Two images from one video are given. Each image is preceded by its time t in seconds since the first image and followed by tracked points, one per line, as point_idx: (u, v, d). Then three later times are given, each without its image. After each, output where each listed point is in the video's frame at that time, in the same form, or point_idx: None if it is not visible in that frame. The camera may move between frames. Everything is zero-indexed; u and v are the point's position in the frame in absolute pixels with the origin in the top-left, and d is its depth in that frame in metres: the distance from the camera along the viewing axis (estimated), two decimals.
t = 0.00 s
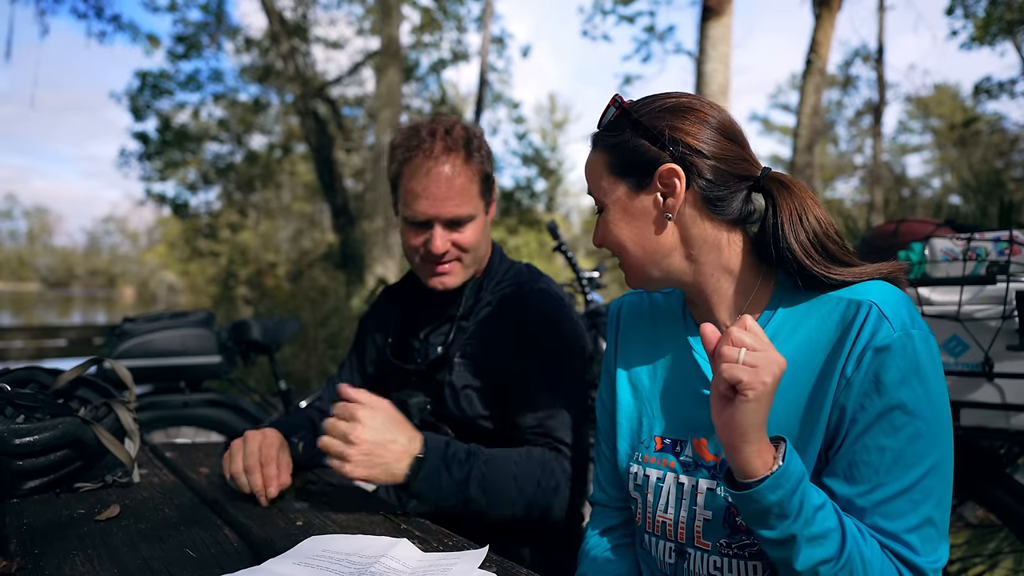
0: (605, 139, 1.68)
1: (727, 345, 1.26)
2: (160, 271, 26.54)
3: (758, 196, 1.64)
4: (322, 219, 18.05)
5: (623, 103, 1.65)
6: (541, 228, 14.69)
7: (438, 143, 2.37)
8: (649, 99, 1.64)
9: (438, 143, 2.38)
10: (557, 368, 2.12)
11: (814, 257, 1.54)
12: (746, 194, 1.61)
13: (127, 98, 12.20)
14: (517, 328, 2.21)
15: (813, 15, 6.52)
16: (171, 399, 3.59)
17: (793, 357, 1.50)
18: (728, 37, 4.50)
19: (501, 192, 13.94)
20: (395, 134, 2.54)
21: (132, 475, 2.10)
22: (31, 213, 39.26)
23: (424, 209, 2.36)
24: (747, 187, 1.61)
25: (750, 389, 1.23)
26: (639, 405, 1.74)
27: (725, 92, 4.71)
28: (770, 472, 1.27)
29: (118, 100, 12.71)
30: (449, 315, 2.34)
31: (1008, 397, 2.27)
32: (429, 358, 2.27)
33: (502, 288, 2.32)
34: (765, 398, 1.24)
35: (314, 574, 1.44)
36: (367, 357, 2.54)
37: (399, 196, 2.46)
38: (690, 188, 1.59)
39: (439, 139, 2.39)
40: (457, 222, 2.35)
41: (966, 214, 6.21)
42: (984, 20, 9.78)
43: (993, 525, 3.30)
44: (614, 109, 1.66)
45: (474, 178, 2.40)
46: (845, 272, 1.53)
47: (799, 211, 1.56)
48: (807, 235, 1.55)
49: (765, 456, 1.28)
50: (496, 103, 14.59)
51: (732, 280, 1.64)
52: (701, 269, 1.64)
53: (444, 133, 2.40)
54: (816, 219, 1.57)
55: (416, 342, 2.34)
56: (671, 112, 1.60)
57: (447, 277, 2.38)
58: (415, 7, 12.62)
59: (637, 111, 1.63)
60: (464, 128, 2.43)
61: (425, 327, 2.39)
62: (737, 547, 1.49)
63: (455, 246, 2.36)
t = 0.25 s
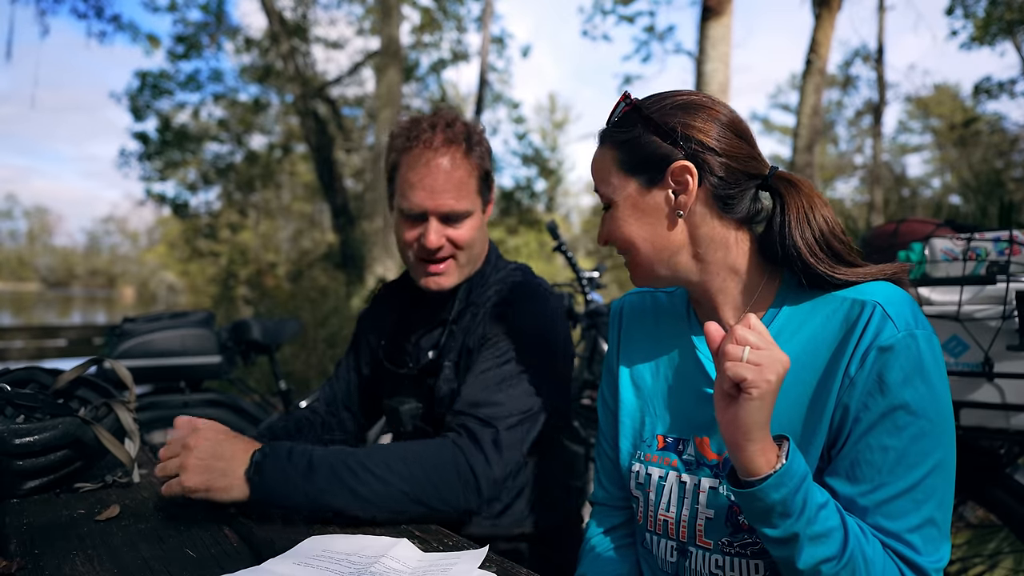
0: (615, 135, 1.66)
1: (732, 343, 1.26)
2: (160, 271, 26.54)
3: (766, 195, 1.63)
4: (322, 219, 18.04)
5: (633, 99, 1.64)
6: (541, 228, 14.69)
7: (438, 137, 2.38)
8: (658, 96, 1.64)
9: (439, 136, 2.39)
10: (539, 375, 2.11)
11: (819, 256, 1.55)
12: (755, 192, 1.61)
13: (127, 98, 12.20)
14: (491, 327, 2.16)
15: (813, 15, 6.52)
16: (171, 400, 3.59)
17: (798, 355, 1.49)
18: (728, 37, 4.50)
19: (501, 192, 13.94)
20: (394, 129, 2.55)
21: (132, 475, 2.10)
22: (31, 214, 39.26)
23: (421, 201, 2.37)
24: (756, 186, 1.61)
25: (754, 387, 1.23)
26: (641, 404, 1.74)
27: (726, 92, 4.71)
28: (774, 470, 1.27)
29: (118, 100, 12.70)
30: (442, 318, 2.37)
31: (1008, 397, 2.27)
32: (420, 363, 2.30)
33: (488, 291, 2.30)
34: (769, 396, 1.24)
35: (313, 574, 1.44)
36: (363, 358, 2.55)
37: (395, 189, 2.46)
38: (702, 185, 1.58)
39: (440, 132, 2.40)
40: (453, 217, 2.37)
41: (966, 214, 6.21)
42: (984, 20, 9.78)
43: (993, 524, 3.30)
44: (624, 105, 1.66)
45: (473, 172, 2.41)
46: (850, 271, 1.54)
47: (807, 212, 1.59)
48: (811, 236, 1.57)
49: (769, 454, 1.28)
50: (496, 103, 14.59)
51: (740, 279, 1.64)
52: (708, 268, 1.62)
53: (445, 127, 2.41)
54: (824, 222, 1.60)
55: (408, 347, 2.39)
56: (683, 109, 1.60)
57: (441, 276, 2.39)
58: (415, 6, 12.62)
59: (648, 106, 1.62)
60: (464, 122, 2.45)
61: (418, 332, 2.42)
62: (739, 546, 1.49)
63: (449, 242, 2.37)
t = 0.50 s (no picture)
0: (642, 124, 1.59)
1: (732, 342, 1.26)
2: (160, 271, 26.54)
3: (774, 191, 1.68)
4: (322, 219, 18.04)
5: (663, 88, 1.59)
6: (541, 228, 14.68)
7: (404, 144, 2.29)
8: (689, 88, 1.61)
9: (405, 142, 2.31)
10: (525, 381, 2.09)
11: (823, 249, 1.57)
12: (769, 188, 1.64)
13: (127, 98, 12.20)
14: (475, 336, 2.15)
15: (813, 15, 6.52)
16: (171, 399, 3.59)
17: (799, 354, 1.49)
18: (728, 37, 4.51)
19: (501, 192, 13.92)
20: (355, 137, 2.46)
21: (132, 476, 2.10)
22: (31, 214, 39.27)
23: (391, 213, 2.27)
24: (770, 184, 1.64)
25: (755, 385, 1.24)
26: (642, 403, 1.74)
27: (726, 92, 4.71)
28: (775, 469, 1.27)
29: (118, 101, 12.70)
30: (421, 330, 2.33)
31: (1008, 397, 2.27)
32: (403, 378, 2.26)
33: (467, 296, 2.29)
34: (770, 395, 1.24)
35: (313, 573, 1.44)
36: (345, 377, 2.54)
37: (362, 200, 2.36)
38: (734, 178, 1.57)
39: (405, 138, 2.32)
40: (427, 227, 2.28)
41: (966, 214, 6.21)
42: (984, 20, 9.78)
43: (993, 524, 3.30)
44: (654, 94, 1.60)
45: (442, 179, 2.32)
46: (853, 267, 1.55)
47: (817, 212, 1.62)
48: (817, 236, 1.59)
49: (771, 454, 1.28)
50: (496, 103, 14.58)
51: (752, 278, 1.63)
52: (727, 265, 1.61)
53: (409, 133, 2.34)
54: (840, 222, 1.63)
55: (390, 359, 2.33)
56: (715, 103, 1.58)
57: (418, 287, 2.33)
58: (415, 6, 12.61)
59: (680, 99, 1.58)
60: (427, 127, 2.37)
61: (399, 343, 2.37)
62: (739, 545, 1.49)
63: (425, 253, 2.29)
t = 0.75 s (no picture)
0: (663, 117, 1.57)
1: (736, 345, 1.26)
2: (160, 271, 26.54)
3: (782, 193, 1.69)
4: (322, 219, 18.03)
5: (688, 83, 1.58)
6: (541, 228, 14.68)
7: (384, 150, 2.29)
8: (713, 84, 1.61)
9: (384, 148, 2.31)
10: (514, 379, 2.09)
11: (824, 252, 1.59)
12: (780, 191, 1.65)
13: (127, 98, 12.20)
14: (463, 336, 2.14)
15: (813, 15, 6.52)
16: (171, 399, 3.59)
17: (801, 355, 1.49)
18: (728, 37, 4.51)
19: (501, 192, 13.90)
20: (335, 143, 2.44)
21: (132, 476, 2.10)
22: (31, 214, 39.26)
23: (374, 220, 2.26)
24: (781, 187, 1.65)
25: (759, 389, 1.24)
26: (641, 403, 1.74)
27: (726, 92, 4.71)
28: (779, 473, 1.27)
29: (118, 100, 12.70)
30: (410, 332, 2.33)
31: (1008, 397, 2.26)
32: (393, 379, 2.27)
33: (453, 295, 2.29)
34: (774, 399, 1.24)
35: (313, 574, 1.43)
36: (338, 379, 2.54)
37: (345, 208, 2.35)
38: (752, 178, 1.57)
39: (384, 145, 2.32)
40: (409, 232, 2.28)
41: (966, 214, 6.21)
42: (984, 20, 9.78)
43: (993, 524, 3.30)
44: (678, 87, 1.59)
45: (424, 182, 2.31)
46: (855, 268, 1.56)
47: (824, 216, 1.63)
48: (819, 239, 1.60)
49: (774, 457, 1.28)
50: (496, 103, 14.57)
51: (758, 279, 1.63)
52: (735, 266, 1.61)
53: (388, 138, 2.34)
54: (847, 226, 1.65)
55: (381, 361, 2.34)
56: (735, 101, 1.58)
57: (404, 290, 2.34)
58: (415, 6, 12.61)
59: (701, 94, 1.57)
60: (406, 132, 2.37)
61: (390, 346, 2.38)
62: (740, 546, 1.49)
63: (410, 257, 2.30)
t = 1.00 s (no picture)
0: (658, 113, 1.60)
1: (737, 346, 1.25)
2: (160, 271, 26.52)
3: (786, 195, 1.67)
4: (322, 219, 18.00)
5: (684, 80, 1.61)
6: (541, 228, 14.68)
7: (385, 151, 2.29)
8: (710, 83, 1.61)
9: (385, 150, 2.31)
10: (513, 379, 2.09)
11: (825, 260, 1.56)
12: (780, 192, 1.64)
13: (127, 98, 12.20)
14: (461, 336, 2.14)
15: (813, 15, 6.52)
16: (171, 399, 3.59)
17: (803, 356, 1.48)
18: (728, 37, 4.51)
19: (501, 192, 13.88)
20: (337, 144, 2.46)
21: (132, 475, 2.10)
22: (31, 214, 39.23)
23: (376, 220, 2.26)
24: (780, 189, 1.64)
25: (760, 391, 1.23)
26: (640, 403, 1.74)
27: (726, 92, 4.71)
28: (779, 475, 1.27)
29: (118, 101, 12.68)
30: (410, 332, 2.33)
31: (1008, 397, 2.26)
32: (395, 378, 2.27)
33: (453, 296, 2.29)
34: (776, 401, 1.24)
35: (314, 574, 1.43)
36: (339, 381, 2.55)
37: (347, 208, 2.36)
38: (744, 176, 1.57)
39: (386, 146, 2.32)
40: (412, 232, 2.28)
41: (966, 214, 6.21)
42: (984, 20, 9.78)
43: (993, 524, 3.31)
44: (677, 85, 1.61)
45: (425, 184, 2.31)
46: (858, 271, 1.54)
47: (827, 220, 1.61)
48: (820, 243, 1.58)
49: (774, 458, 1.28)
50: (496, 103, 14.56)
51: (758, 279, 1.63)
52: (727, 265, 1.62)
53: (389, 139, 2.34)
54: (851, 229, 1.62)
55: (382, 360, 2.34)
56: (734, 100, 1.58)
57: (407, 290, 2.34)
58: (415, 6, 12.61)
59: (698, 91, 1.59)
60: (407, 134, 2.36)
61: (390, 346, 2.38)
62: (739, 547, 1.49)
63: (411, 257, 2.30)
